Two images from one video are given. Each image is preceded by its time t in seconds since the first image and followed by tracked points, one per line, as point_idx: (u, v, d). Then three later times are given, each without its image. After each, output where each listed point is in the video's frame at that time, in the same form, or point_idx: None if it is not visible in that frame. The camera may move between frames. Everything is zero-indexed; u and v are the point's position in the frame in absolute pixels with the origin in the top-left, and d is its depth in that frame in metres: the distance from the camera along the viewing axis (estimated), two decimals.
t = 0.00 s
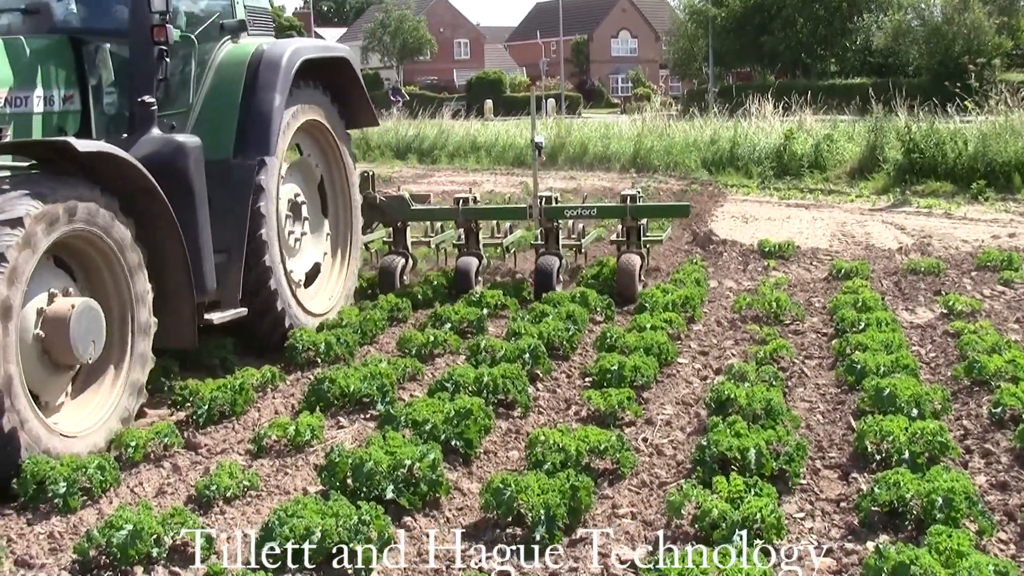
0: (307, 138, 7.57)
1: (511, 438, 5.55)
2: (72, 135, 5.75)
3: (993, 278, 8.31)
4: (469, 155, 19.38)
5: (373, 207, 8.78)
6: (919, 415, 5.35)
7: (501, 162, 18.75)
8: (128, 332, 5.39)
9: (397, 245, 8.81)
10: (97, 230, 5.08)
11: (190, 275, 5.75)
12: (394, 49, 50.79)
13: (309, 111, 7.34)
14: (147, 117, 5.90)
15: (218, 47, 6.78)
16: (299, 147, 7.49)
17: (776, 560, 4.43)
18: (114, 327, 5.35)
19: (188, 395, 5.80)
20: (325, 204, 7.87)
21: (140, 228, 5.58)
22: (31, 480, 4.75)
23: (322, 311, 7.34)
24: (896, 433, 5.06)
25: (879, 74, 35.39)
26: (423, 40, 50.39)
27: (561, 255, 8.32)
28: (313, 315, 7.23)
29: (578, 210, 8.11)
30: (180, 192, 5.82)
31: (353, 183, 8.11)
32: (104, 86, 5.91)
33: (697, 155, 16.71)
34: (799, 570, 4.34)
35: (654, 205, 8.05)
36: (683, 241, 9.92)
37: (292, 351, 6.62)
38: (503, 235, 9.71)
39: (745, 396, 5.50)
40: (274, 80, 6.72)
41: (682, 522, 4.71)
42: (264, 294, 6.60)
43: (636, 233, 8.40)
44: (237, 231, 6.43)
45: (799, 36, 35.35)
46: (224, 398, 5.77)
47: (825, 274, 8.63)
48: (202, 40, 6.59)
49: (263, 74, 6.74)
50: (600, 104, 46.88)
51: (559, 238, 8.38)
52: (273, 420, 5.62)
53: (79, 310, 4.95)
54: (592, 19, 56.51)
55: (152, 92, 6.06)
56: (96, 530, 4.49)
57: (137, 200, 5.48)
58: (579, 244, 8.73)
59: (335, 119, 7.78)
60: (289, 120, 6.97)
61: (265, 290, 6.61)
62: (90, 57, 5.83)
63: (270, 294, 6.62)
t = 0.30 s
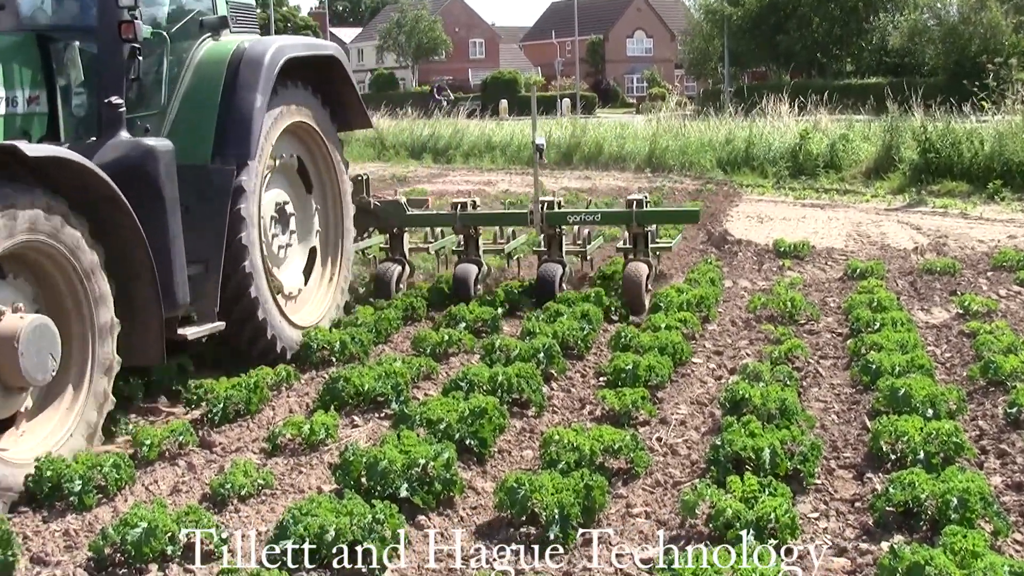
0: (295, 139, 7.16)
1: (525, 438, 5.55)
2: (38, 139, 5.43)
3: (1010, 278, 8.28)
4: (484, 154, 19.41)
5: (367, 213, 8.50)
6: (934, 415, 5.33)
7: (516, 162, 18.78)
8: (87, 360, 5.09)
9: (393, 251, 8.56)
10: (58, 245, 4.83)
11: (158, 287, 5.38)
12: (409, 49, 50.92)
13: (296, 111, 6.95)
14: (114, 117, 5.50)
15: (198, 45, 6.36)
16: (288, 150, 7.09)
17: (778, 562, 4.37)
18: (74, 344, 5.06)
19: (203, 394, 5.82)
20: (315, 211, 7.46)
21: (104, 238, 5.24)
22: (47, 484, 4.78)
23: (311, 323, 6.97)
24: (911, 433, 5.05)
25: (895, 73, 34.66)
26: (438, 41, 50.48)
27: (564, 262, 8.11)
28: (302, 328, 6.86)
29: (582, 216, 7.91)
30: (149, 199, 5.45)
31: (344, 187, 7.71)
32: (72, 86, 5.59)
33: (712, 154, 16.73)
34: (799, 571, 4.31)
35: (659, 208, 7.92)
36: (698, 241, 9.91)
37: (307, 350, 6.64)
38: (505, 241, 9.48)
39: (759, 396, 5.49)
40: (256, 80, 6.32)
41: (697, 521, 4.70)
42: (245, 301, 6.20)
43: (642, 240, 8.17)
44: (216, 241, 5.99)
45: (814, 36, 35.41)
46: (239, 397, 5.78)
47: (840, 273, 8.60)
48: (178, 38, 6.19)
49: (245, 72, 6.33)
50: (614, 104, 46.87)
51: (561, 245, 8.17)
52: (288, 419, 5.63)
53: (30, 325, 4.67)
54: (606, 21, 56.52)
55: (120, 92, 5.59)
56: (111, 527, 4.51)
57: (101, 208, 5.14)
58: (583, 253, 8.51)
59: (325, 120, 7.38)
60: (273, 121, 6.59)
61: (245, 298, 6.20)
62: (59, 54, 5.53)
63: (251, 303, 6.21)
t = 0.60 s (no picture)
0: (280, 140, 6.75)
1: (538, 435, 5.56)
2: None
3: None
4: (498, 152, 19.46)
5: (358, 216, 8.23)
6: (948, 412, 5.32)
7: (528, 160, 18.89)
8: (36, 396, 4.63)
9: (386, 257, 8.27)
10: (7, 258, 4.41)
11: (119, 303, 4.99)
12: (420, 46, 50.97)
13: (280, 111, 6.54)
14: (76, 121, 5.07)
15: (172, 40, 5.97)
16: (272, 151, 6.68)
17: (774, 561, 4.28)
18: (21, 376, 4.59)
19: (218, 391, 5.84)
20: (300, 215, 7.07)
21: (61, 250, 4.82)
22: (65, 472, 4.86)
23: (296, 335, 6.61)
24: (924, 430, 5.04)
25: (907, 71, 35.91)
26: (450, 39, 50.63)
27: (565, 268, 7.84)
28: (287, 340, 6.51)
29: (581, 221, 7.62)
30: (112, 212, 5.04)
31: (331, 189, 7.31)
32: (33, 86, 5.16)
33: (726, 152, 16.92)
34: (799, 569, 4.25)
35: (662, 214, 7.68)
36: (711, 238, 9.93)
37: (320, 348, 6.66)
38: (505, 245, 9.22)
39: (773, 393, 5.49)
40: (232, 80, 5.92)
41: (711, 518, 4.70)
42: (218, 310, 5.83)
43: (647, 245, 7.91)
44: (188, 250, 5.61)
45: (829, 34, 35.85)
46: (253, 395, 5.78)
47: (853, 271, 8.59)
48: (149, 33, 5.80)
49: (220, 71, 5.93)
50: (625, 102, 46.88)
51: (562, 249, 7.90)
52: (301, 416, 5.64)
53: None
54: (616, 20, 56.58)
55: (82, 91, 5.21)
56: (126, 524, 4.53)
57: (56, 217, 4.72)
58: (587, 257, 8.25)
59: (310, 118, 6.98)
60: (252, 123, 6.18)
61: (219, 307, 5.83)
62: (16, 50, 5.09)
63: (225, 312, 5.84)
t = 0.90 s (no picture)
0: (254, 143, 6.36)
1: (548, 431, 5.56)
2: None
3: None
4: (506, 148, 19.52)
5: (340, 220, 7.83)
6: (958, 406, 5.31)
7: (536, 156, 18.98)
8: None
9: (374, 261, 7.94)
10: None
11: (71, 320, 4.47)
12: (426, 42, 50.96)
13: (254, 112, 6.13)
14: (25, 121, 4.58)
15: (137, 37, 5.55)
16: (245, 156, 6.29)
17: (772, 563, 4.19)
18: None
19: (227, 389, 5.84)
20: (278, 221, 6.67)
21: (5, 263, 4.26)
22: (75, 471, 4.88)
23: (273, 349, 6.24)
24: (934, 424, 5.03)
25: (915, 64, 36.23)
26: (457, 35, 50.74)
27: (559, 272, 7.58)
28: (263, 355, 6.14)
29: (576, 223, 7.30)
30: (64, 222, 4.57)
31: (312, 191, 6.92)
32: None
33: (735, 147, 17.10)
34: (799, 570, 4.13)
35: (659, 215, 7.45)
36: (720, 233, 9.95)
37: (330, 346, 6.70)
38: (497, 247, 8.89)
39: (782, 388, 5.49)
40: (200, 78, 5.49)
41: (721, 513, 4.70)
42: (184, 319, 5.39)
43: (646, 247, 7.67)
44: (151, 260, 5.16)
45: (836, 27, 36.27)
46: (263, 392, 5.78)
47: (862, 265, 8.58)
48: (112, 29, 5.34)
49: (187, 66, 5.50)
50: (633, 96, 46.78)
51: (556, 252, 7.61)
52: (310, 414, 5.64)
53: None
54: (622, 16, 56.63)
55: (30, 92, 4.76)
56: (135, 522, 4.54)
57: None
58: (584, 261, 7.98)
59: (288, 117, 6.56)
60: (224, 125, 5.77)
61: (184, 314, 5.38)
62: None
63: (192, 320, 5.40)
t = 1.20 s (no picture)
0: (225, 142, 6.00)
1: (556, 424, 5.57)
2: None
3: None
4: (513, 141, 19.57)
5: (321, 221, 7.61)
6: (966, 398, 5.31)
7: (543, 149, 19.03)
8: None
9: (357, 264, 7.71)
10: None
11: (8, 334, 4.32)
12: (434, 37, 50.97)
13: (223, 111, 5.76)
14: None
15: (94, 30, 5.25)
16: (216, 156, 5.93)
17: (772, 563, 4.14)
18: None
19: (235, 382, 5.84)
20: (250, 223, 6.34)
21: None
22: (85, 463, 4.89)
23: (244, 359, 5.93)
24: (943, 417, 5.03)
25: (922, 57, 35.64)
26: (463, 31, 50.80)
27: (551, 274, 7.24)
28: (233, 367, 5.83)
29: (567, 224, 7.15)
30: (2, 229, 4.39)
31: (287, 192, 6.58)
32: None
33: (742, 141, 17.20)
34: (799, 570, 4.06)
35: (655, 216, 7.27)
36: (728, 226, 9.96)
37: (338, 340, 6.70)
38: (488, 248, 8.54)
39: (791, 380, 5.49)
40: (160, 72, 5.13)
41: (729, 506, 4.70)
42: (142, 325, 5.03)
43: (642, 249, 7.38)
44: (104, 266, 4.90)
45: (844, 21, 36.38)
46: (271, 386, 5.80)
47: (870, 258, 8.57)
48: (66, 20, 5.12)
49: (147, 60, 5.14)
50: (640, 91, 46.74)
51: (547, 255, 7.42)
52: (319, 407, 5.65)
53: None
54: (628, 12, 56.65)
55: None
56: (144, 515, 4.55)
57: None
58: (577, 264, 7.66)
59: (262, 113, 6.21)
60: (189, 122, 5.43)
61: (142, 319, 5.03)
62: None
63: (150, 326, 5.04)
